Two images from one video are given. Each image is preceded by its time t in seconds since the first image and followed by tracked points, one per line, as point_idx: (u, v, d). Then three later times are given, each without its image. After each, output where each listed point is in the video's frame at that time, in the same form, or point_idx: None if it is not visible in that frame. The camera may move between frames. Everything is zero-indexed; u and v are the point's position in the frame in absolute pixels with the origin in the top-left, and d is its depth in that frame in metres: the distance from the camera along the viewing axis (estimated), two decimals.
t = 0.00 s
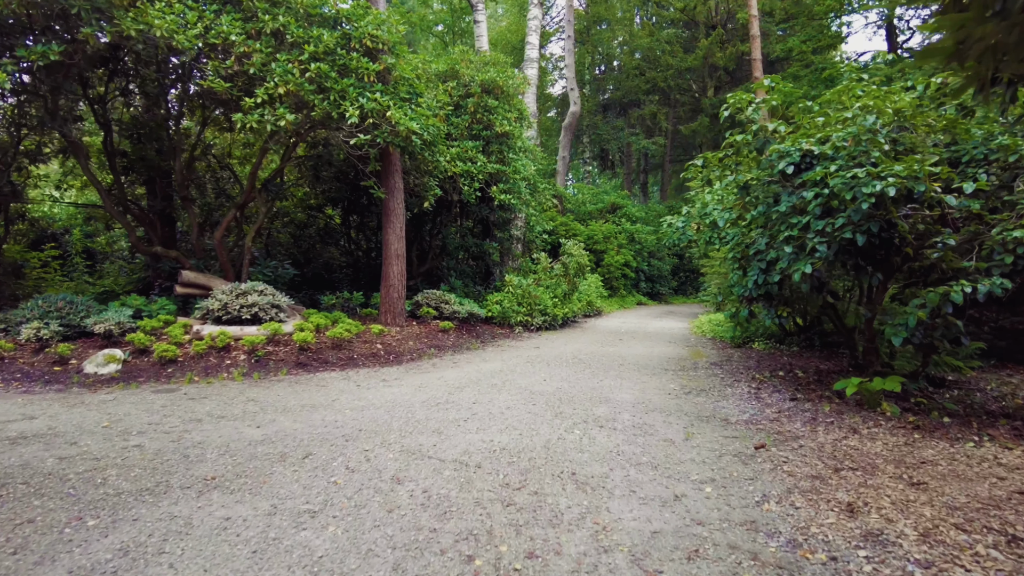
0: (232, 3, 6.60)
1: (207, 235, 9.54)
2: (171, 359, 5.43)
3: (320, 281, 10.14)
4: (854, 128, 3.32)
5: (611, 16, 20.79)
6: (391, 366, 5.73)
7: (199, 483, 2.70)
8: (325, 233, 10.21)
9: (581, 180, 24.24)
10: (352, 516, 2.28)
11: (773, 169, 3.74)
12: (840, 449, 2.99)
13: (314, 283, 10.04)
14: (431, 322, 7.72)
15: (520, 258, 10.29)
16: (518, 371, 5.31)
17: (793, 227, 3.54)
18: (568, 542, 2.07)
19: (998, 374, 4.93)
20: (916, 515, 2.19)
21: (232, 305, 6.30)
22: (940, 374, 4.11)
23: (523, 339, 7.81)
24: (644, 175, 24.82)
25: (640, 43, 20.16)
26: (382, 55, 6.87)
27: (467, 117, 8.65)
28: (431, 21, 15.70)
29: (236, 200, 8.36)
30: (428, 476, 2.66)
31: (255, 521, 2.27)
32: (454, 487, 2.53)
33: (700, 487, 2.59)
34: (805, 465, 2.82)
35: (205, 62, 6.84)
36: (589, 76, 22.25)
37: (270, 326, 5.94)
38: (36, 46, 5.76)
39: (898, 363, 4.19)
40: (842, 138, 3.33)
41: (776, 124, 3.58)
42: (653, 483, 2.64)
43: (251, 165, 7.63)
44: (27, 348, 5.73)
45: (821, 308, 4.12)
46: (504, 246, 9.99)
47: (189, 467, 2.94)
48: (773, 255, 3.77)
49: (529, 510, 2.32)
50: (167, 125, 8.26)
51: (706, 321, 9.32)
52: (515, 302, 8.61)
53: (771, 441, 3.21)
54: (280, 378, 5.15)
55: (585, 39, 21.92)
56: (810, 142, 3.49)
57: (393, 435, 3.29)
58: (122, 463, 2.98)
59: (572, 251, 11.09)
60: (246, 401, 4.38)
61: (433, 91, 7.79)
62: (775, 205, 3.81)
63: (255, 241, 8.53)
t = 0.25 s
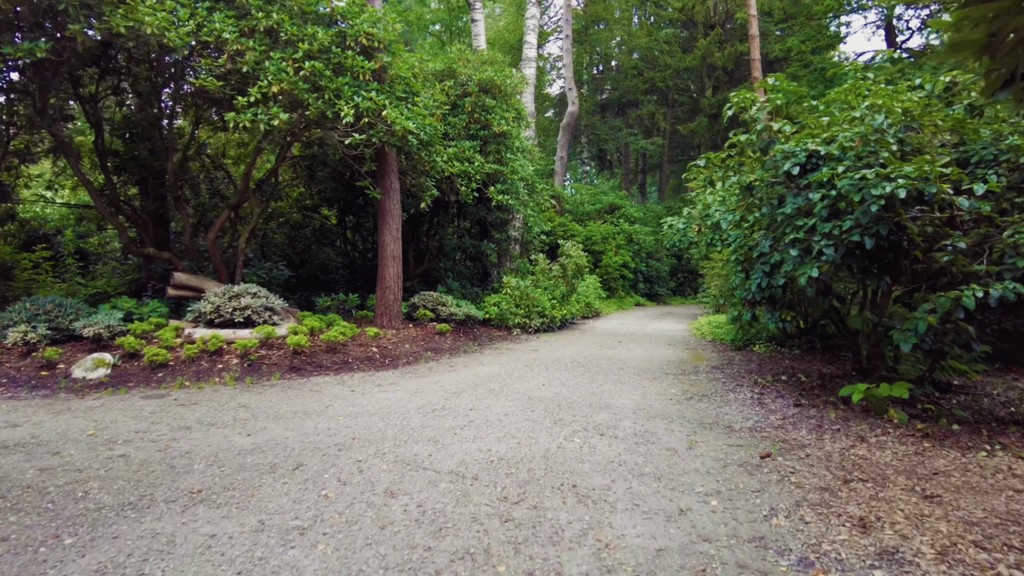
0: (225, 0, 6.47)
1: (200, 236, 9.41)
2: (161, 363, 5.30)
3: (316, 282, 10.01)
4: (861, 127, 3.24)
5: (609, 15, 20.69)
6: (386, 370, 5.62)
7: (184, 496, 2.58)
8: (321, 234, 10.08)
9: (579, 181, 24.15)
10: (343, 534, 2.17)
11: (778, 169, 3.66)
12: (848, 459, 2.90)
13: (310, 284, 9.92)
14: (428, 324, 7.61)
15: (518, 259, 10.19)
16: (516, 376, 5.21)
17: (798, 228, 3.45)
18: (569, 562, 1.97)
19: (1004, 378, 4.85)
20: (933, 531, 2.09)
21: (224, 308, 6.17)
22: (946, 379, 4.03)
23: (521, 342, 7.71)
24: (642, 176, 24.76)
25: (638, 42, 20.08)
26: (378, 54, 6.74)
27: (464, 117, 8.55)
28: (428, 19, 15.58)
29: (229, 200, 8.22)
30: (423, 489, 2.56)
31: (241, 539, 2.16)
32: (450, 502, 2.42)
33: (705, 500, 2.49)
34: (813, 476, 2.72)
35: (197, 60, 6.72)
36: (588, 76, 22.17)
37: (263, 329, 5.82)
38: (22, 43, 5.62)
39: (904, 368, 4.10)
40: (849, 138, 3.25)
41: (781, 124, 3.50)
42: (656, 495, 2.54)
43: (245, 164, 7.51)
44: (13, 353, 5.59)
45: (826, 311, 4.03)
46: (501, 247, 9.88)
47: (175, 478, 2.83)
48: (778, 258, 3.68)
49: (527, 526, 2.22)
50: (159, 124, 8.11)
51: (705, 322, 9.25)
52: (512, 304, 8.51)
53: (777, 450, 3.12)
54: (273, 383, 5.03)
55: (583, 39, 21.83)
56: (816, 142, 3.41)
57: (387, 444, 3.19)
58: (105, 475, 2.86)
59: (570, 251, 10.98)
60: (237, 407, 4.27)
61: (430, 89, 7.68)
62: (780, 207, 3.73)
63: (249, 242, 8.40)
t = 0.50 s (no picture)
0: None
1: (194, 236, 9.27)
2: (151, 366, 5.17)
3: (311, 283, 9.87)
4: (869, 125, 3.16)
5: (606, 15, 20.58)
6: (381, 372, 5.51)
7: (168, 508, 2.46)
8: (316, 234, 9.96)
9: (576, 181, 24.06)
10: (333, 549, 2.07)
11: (783, 168, 3.58)
12: (858, 466, 2.81)
13: (305, 284, 9.80)
14: (424, 325, 7.50)
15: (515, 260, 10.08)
16: (514, 378, 5.11)
17: (804, 228, 3.36)
18: None
19: (1008, 380, 4.79)
20: (950, 545, 2.00)
21: (216, 309, 6.05)
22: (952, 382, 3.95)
23: (518, 343, 7.61)
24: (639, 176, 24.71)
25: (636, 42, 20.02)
26: (374, 50, 6.62)
27: (461, 116, 8.45)
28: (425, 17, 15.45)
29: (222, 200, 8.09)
30: (418, 499, 2.45)
31: (226, 555, 2.05)
32: (446, 513, 2.32)
33: (711, 511, 2.40)
34: (822, 484, 2.63)
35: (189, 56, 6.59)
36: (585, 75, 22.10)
37: (256, 331, 5.70)
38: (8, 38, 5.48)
39: (910, 371, 4.02)
40: (857, 135, 3.18)
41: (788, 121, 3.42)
42: (661, 506, 2.44)
43: (239, 163, 7.38)
44: None
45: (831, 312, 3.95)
46: (499, 248, 9.78)
47: (159, 487, 2.71)
48: (783, 258, 3.60)
49: (527, 540, 2.12)
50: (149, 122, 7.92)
51: (705, 323, 9.18)
52: (510, 305, 8.41)
53: (783, 457, 3.03)
54: (265, 386, 4.91)
55: (580, 38, 21.70)
56: (822, 140, 3.33)
57: (381, 451, 3.08)
58: (86, 485, 2.74)
59: (568, 251, 10.88)
60: (227, 411, 4.15)
61: (426, 88, 7.57)
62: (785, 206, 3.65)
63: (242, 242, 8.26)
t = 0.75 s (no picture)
0: None
1: (188, 235, 9.16)
2: (141, 367, 5.04)
3: (307, 283, 9.77)
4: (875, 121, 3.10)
5: (604, 14, 20.46)
6: (377, 373, 5.41)
7: (153, 514, 2.36)
8: (312, 233, 9.85)
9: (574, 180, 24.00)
10: (323, 558, 1.98)
11: (787, 165, 3.52)
12: (866, 469, 2.74)
13: (301, 284, 9.69)
14: (421, 326, 7.41)
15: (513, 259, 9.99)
16: (512, 379, 5.03)
17: (810, 226, 3.29)
18: None
19: (1012, 381, 4.73)
20: (967, 554, 1.92)
21: (209, 309, 5.94)
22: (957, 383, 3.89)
23: (516, 344, 7.52)
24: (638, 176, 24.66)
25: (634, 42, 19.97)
26: (370, 46, 6.51)
27: (458, 114, 8.37)
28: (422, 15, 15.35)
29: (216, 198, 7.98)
30: (412, 506, 2.37)
31: (211, 565, 1.96)
32: (441, 521, 2.23)
33: (716, 517, 2.32)
34: (829, 488, 2.56)
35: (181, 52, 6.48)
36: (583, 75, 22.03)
37: (249, 332, 5.60)
38: None
39: (914, 372, 3.95)
40: (864, 131, 3.10)
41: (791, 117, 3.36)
42: (663, 512, 2.36)
43: (233, 161, 7.28)
44: None
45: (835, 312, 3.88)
46: (496, 247, 9.69)
47: (145, 492, 2.60)
48: (787, 257, 3.53)
49: (526, 548, 2.04)
50: (141, 120, 7.72)
51: (704, 323, 9.12)
52: (508, 305, 8.33)
53: (788, 460, 2.95)
54: (258, 388, 4.81)
55: (578, 38, 21.55)
56: (827, 136, 3.27)
57: (375, 455, 2.99)
58: (68, 490, 2.62)
59: (567, 251, 10.80)
60: (218, 413, 4.05)
61: (423, 85, 7.49)
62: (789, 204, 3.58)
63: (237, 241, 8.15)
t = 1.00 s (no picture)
0: None
1: (181, 234, 9.01)
2: (131, 369, 4.88)
3: (303, 283, 9.63)
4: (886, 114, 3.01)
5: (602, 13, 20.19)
6: (372, 375, 5.29)
7: (132, 527, 2.22)
8: (307, 232, 9.71)
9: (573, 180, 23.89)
10: None
11: (794, 160, 3.43)
12: (879, 476, 2.63)
13: (296, 284, 9.56)
14: (417, 326, 7.29)
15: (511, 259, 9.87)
16: (510, 381, 4.91)
17: (818, 223, 3.19)
18: None
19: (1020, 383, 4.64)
20: (992, 569, 1.82)
21: (200, 309, 5.80)
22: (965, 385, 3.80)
23: (514, 345, 7.41)
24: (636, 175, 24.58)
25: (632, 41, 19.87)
26: (365, 42, 6.38)
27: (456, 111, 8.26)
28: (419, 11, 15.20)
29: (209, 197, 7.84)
30: (405, 517, 2.25)
31: None
32: (436, 534, 2.11)
33: (724, 529, 2.20)
34: (842, 497, 2.45)
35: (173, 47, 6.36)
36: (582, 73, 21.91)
37: (241, 333, 5.46)
38: None
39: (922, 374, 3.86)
40: (875, 125, 3.01)
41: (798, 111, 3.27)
42: (670, 524, 2.24)
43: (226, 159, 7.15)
44: None
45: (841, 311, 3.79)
46: (494, 247, 9.57)
47: (124, 502, 2.46)
48: (793, 255, 3.43)
49: (525, 563, 1.92)
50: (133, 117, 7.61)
51: (704, 324, 9.02)
52: (506, 305, 8.21)
53: (796, 467, 2.85)
54: (249, 390, 4.68)
55: (576, 36, 21.21)
56: (836, 130, 3.18)
57: (367, 462, 2.87)
58: (44, 501, 2.47)
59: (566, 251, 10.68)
60: (207, 418, 3.91)
61: (419, 81, 7.36)
62: (796, 201, 3.49)
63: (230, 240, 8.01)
